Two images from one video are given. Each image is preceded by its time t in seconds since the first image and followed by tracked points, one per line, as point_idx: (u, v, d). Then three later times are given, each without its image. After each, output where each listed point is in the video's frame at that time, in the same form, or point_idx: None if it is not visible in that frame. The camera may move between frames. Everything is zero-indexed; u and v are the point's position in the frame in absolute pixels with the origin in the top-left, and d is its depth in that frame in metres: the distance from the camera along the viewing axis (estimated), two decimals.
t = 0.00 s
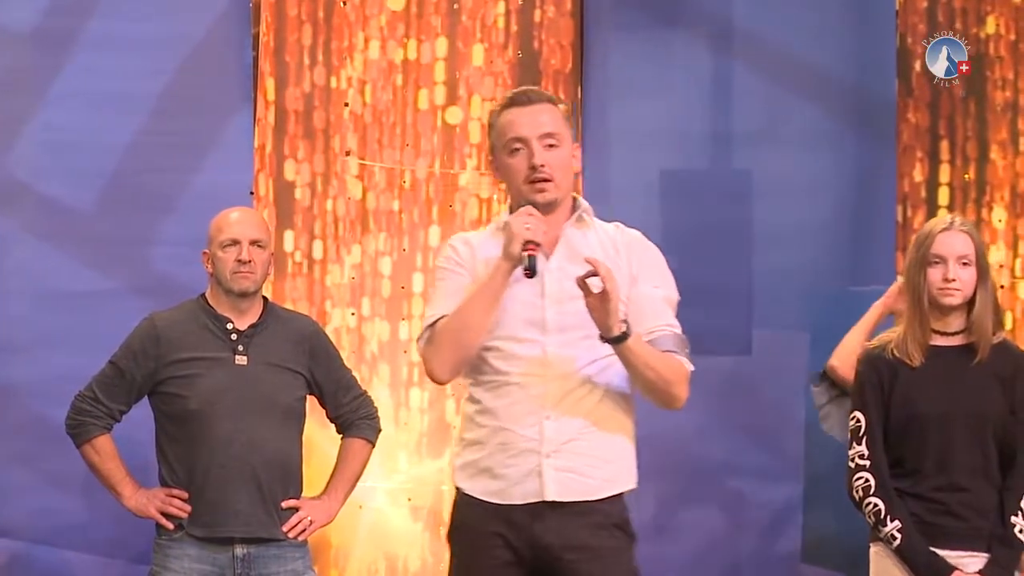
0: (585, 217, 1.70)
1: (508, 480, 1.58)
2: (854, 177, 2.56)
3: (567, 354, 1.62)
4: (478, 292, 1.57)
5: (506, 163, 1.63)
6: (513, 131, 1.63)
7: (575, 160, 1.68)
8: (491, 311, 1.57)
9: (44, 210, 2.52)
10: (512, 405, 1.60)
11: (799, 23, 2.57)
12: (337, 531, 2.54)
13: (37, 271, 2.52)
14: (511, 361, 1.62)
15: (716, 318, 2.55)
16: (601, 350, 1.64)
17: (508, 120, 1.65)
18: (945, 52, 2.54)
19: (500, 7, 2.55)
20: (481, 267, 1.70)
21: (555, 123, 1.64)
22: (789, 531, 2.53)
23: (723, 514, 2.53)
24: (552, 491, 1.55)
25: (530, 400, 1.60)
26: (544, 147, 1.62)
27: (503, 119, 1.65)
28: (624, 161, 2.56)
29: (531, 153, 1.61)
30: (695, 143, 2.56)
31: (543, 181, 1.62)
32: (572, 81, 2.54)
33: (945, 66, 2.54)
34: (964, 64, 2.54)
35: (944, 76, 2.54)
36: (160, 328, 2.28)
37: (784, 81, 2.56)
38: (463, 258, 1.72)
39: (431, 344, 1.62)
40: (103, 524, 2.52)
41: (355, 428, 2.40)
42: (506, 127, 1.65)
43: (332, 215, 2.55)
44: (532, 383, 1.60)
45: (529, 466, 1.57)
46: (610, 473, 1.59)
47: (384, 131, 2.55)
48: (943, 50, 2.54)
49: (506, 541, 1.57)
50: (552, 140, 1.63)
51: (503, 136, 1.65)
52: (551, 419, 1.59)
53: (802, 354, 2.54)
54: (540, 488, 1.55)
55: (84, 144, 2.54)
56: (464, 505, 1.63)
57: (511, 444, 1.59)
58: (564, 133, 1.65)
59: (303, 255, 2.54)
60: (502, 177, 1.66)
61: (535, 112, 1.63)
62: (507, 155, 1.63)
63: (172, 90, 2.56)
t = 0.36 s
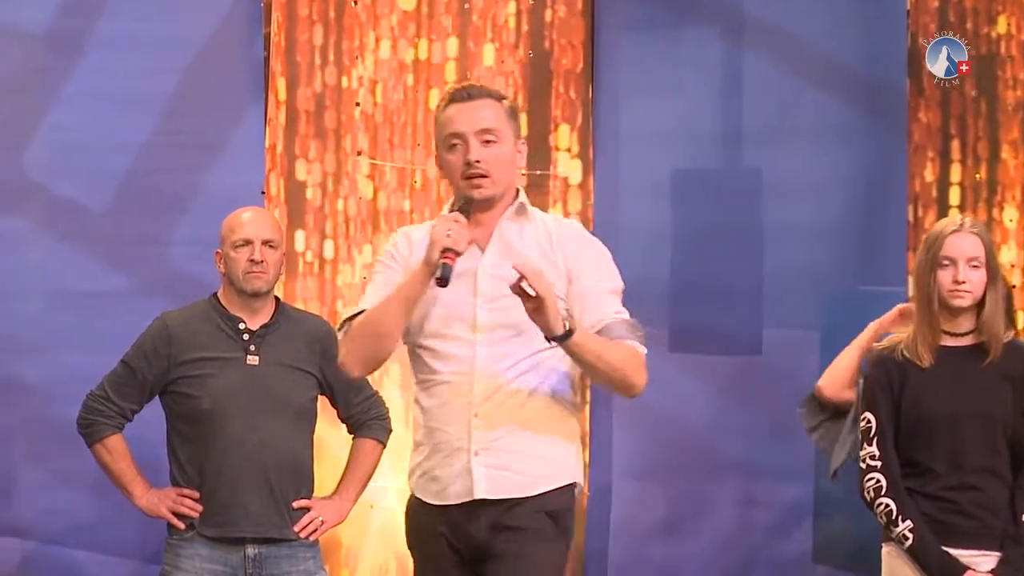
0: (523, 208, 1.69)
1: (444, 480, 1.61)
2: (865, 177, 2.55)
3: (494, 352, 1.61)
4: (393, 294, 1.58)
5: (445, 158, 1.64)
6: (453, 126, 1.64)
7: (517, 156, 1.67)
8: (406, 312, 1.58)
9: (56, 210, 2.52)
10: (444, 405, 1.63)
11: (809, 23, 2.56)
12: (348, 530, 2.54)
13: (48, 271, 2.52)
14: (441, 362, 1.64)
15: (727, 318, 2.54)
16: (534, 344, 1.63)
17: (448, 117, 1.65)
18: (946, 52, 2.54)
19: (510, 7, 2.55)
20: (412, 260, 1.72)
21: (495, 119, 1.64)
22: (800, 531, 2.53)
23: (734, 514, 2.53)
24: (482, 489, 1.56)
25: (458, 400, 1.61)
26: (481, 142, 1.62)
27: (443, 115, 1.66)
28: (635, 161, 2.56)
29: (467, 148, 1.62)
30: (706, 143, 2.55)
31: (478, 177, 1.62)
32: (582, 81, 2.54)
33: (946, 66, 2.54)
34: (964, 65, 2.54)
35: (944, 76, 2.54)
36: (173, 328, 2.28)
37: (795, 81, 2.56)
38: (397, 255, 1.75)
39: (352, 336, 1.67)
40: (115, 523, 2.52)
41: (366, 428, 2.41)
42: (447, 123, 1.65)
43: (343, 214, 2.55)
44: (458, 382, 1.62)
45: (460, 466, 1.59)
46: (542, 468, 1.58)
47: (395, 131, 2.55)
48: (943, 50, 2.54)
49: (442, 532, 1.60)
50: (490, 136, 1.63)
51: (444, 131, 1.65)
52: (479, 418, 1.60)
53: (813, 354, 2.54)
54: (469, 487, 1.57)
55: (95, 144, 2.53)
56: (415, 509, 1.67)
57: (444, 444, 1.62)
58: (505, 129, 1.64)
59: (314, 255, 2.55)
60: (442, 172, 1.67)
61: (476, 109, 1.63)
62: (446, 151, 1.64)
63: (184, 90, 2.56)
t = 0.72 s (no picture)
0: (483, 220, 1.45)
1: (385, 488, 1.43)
2: (883, 177, 2.54)
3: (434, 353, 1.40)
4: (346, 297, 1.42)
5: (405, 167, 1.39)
6: (415, 132, 1.38)
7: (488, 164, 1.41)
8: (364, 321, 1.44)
9: (72, 210, 2.51)
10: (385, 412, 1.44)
11: (826, 22, 2.56)
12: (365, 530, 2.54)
13: (64, 270, 2.51)
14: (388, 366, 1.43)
15: (744, 318, 2.55)
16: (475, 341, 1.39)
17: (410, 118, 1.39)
18: (945, 52, 2.54)
19: (527, 7, 2.55)
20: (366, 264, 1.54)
21: (462, 126, 1.37)
22: (819, 532, 2.53)
23: (752, 515, 2.53)
24: (409, 499, 1.36)
25: (393, 405, 1.42)
26: (445, 151, 1.36)
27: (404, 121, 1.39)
28: (652, 160, 2.56)
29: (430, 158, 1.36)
30: (722, 143, 2.55)
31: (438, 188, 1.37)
32: (598, 81, 2.54)
33: (946, 66, 2.54)
34: (960, 66, 2.54)
35: (944, 76, 2.54)
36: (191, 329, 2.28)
37: (810, 81, 2.56)
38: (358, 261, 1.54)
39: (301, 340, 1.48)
40: (134, 523, 2.53)
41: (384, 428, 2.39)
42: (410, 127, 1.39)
43: (360, 215, 2.55)
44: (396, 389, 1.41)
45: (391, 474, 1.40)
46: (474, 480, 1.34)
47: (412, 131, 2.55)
48: (940, 51, 2.54)
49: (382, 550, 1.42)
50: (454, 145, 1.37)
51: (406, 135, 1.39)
52: (411, 424, 1.39)
53: (831, 353, 2.53)
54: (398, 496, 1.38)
55: (111, 142, 2.52)
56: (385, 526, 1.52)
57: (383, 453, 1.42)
58: (472, 138, 1.38)
59: (332, 255, 2.55)
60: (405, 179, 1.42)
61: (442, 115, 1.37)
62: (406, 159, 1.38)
63: (198, 90, 2.55)
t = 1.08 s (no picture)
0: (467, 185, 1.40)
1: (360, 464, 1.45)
2: (938, 176, 2.54)
3: (409, 326, 1.41)
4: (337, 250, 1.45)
5: (421, 140, 1.43)
6: (435, 105, 1.42)
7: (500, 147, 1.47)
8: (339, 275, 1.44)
9: (127, 211, 2.53)
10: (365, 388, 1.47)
11: (880, 21, 2.55)
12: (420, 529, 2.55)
13: (119, 271, 2.52)
14: (378, 321, 1.48)
15: (799, 318, 2.54)
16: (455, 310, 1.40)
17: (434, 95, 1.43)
18: (945, 52, 2.54)
19: (581, 7, 2.55)
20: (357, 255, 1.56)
21: (482, 105, 1.41)
22: (874, 532, 2.53)
23: (806, 514, 2.54)
24: (378, 478, 1.37)
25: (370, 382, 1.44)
26: (464, 128, 1.41)
27: (427, 95, 1.44)
28: (707, 160, 2.55)
29: (449, 132, 1.40)
30: (777, 142, 2.55)
31: (454, 162, 1.41)
32: (652, 81, 2.54)
33: (946, 66, 2.54)
34: (964, 65, 2.54)
35: (944, 76, 2.54)
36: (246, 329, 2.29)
37: (865, 81, 2.55)
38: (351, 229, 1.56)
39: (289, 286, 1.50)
40: (189, 524, 2.53)
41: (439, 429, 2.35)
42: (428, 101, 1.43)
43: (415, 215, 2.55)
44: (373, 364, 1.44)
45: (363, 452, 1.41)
46: (442, 457, 1.33)
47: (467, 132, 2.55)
48: (943, 50, 2.54)
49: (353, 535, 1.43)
50: (474, 122, 1.41)
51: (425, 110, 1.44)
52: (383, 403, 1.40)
53: (886, 351, 2.53)
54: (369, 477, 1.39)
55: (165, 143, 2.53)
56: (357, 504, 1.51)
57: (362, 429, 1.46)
58: (492, 119, 1.43)
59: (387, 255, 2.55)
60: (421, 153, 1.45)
61: (461, 91, 1.41)
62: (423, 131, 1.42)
63: (252, 90, 2.54)
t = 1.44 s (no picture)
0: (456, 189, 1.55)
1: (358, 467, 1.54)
2: (991, 176, 2.52)
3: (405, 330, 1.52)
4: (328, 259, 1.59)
5: (410, 139, 1.56)
6: (423, 105, 1.55)
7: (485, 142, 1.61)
8: (329, 279, 1.57)
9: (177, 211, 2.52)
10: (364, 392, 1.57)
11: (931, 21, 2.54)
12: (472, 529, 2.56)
13: (170, 272, 2.52)
14: (375, 322, 1.59)
15: (851, 318, 2.54)
16: (448, 315, 1.50)
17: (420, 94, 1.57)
18: (946, 52, 2.53)
19: (633, 8, 2.54)
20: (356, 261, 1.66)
21: (466, 102, 1.55)
22: (927, 532, 2.53)
23: (858, 514, 2.54)
24: (379, 478, 1.47)
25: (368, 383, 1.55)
26: (452, 126, 1.55)
27: (413, 93, 1.57)
28: (759, 161, 2.55)
29: (436, 131, 1.54)
30: (829, 142, 2.54)
31: (443, 160, 1.55)
32: (704, 82, 2.54)
33: (945, 66, 2.53)
34: (964, 65, 2.53)
35: (944, 76, 2.54)
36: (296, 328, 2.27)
37: (916, 81, 2.54)
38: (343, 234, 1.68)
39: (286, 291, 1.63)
40: (240, 526, 2.52)
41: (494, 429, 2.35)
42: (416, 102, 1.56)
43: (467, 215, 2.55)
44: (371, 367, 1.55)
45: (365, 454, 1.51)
46: (444, 456, 1.44)
47: (518, 133, 2.55)
48: (943, 50, 2.53)
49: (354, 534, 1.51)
50: (460, 120, 1.55)
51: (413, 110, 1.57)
52: (381, 404, 1.51)
53: (939, 352, 2.52)
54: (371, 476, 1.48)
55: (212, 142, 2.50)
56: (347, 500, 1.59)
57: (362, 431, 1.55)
58: (476, 115, 1.57)
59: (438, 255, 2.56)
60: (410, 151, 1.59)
61: (448, 92, 1.54)
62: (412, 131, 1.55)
63: (303, 92, 2.55)
